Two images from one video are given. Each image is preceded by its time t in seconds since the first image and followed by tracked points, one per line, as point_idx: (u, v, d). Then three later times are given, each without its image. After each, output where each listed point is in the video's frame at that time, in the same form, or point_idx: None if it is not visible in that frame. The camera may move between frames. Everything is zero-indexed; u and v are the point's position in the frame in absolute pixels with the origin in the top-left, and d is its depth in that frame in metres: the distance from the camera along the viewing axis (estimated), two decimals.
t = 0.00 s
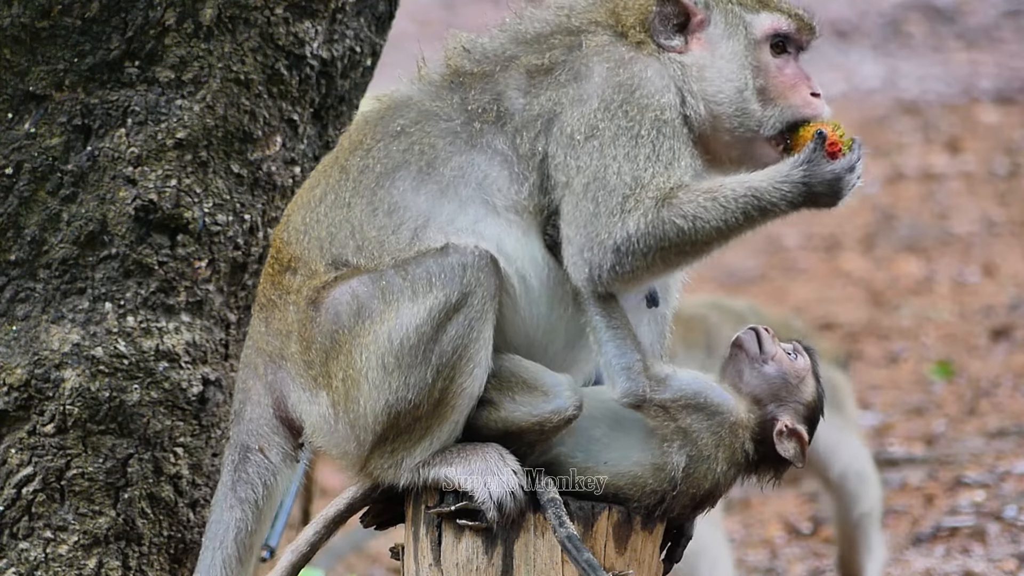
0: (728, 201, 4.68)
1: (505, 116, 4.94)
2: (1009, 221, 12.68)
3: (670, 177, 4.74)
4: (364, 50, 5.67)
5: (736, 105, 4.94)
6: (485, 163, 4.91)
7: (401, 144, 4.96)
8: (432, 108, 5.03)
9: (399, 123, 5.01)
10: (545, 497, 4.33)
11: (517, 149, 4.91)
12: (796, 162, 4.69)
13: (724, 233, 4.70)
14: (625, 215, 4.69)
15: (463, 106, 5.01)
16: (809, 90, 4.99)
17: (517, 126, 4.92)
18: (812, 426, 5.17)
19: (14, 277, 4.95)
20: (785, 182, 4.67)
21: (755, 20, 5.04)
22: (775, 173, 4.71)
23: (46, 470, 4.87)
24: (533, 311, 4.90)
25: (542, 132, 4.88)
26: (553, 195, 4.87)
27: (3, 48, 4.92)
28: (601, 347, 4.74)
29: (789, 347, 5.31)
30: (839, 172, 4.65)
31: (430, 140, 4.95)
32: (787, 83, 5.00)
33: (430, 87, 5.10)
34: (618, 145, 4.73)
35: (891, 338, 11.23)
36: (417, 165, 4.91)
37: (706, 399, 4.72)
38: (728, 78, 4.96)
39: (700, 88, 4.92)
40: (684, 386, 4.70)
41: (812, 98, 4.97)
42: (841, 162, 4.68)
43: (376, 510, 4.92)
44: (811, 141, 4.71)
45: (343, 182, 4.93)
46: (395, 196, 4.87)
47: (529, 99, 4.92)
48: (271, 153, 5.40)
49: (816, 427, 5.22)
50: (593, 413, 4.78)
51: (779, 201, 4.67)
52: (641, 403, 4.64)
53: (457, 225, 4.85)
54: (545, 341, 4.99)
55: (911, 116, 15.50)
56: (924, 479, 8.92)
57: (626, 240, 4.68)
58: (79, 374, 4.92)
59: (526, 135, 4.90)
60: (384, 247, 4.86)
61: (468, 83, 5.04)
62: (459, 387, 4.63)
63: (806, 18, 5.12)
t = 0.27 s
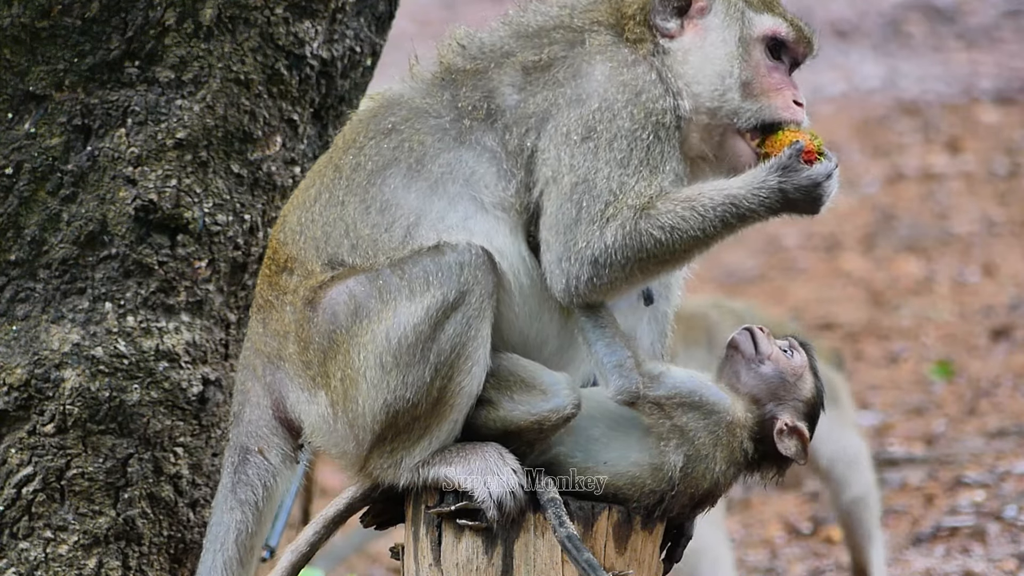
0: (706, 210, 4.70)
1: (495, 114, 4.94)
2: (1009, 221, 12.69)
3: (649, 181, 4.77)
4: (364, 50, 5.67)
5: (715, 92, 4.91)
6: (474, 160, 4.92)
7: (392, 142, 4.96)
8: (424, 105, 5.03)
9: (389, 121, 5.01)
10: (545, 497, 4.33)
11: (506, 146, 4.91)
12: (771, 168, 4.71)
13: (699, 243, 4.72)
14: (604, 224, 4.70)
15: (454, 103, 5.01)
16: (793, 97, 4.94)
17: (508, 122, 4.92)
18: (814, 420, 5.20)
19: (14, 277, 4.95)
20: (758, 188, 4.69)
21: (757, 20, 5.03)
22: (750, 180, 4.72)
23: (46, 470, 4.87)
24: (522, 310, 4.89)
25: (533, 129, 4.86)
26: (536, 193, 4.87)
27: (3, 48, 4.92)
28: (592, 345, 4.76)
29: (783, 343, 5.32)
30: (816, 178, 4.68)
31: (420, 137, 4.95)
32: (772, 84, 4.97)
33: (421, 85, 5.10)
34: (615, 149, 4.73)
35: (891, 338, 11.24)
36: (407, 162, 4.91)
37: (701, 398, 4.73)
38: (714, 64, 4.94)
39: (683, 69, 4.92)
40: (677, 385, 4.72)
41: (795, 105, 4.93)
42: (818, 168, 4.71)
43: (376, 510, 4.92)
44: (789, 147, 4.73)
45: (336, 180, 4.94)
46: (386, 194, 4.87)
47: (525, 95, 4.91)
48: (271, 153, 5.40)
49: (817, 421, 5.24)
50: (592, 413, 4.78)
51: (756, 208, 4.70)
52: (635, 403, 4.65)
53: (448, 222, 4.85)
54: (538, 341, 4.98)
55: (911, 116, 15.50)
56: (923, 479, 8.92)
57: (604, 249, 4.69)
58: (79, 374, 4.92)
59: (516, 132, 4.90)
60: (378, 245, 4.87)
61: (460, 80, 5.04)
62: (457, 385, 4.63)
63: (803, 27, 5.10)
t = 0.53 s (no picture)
0: (709, 211, 4.76)
1: (485, 114, 4.93)
2: (1009, 221, 12.69)
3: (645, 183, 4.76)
4: (364, 50, 5.67)
5: (715, 116, 4.91)
6: (467, 160, 4.91)
7: (385, 143, 4.95)
8: (414, 107, 5.01)
9: (383, 122, 5.00)
10: (545, 497, 4.33)
11: (498, 146, 4.90)
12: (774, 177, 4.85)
13: (705, 245, 4.73)
14: (603, 229, 4.70)
15: (445, 105, 4.99)
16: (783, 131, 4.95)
17: (498, 122, 4.91)
18: (812, 409, 5.24)
19: (14, 277, 4.95)
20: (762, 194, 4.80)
21: (774, 53, 4.94)
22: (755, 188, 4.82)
23: (46, 470, 4.87)
24: (519, 309, 4.87)
25: (520, 129, 4.86)
26: (528, 195, 4.86)
27: (3, 48, 4.93)
28: (587, 345, 4.77)
29: (775, 339, 5.33)
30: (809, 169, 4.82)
31: (413, 138, 4.95)
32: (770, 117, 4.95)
33: (410, 87, 5.08)
34: (595, 148, 4.71)
35: (891, 338, 11.23)
36: (400, 164, 4.91)
37: (700, 399, 4.73)
38: (721, 91, 4.91)
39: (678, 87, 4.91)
40: (676, 386, 4.72)
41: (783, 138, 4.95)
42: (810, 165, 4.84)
43: (376, 510, 4.92)
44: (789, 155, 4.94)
45: (333, 181, 4.94)
46: (381, 195, 4.87)
47: (511, 94, 4.91)
48: (271, 153, 5.40)
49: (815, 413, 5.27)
50: (592, 414, 4.79)
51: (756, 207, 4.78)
52: (632, 404, 4.65)
53: (443, 223, 4.84)
54: (535, 341, 4.98)
55: (911, 116, 15.50)
56: (924, 479, 8.91)
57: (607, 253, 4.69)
58: (79, 374, 4.92)
59: (506, 132, 4.89)
60: (373, 246, 4.87)
61: (448, 83, 5.03)
62: (456, 385, 4.63)
63: (815, 62, 5.02)
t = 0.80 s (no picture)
0: (715, 239, 4.75)
1: (484, 114, 4.93)
2: (1009, 221, 12.69)
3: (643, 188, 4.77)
4: (364, 50, 5.67)
5: (708, 109, 4.92)
6: (467, 161, 4.91)
7: (385, 144, 4.95)
8: (413, 107, 5.01)
9: (381, 123, 5.00)
10: (545, 497, 4.33)
11: (498, 146, 4.90)
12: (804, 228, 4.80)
13: (703, 267, 4.73)
14: (599, 234, 4.71)
15: (444, 105, 4.99)
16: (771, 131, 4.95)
17: (496, 122, 4.91)
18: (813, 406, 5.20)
19: (14, 277, 4.95)
20: (787, 240, 4.75)
21: (761, 44, 4.95)
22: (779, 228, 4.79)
23: (46, 470, 4.88)
24: (519, 308, 4.87)
25: (518, 128, 4.86)
26: (528, 195, 4.86)
27: (3, 48, 4.93)
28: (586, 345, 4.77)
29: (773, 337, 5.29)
30: (839, 245, 4.75)
31: (412, 139, 4.95)
32: (757, 113, 4.96)
33: (410, 87, 5.09)
34: (592, 149, 4.72)
35: (891, 338, 11.24)
36: (400, 165, 4.91)
37: (701, 399, 4.74)
38: (712, 81, 4.92)
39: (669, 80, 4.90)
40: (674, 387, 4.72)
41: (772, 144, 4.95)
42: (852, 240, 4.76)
43: (376, 510, 4.92)
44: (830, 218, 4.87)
45: (331, 182, 4.94)
46: (380, 195, 4.87)
47: (508, 94, 4.91)
48: (271, 152, 5.40)
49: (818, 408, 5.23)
50: (591, 414, 4.78)
51: (773, 252, 4.75)
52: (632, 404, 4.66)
53: (443, 223, 4.84)
54: (535, 341, 4.97)
55: (911, 117, 15.50)
56: (923, 479, 8.91)
57: (603, 262, 4.69)
58: (79, 374, 4.92)
59: (505, 132, 4.88)
60: (373, 246, 4.87)
61: (447, 83, 5.03)
62: (456, 384, 4.63)
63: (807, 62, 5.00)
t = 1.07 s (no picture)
0: (714, 231, 4.74)
1: (484, 115, 4.93)
2: (1009, 221, 12.68)
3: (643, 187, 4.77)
4: (364, 50, 5.67)
5: (709, 120, 4.92)
6: (468, 161, 4.91)
7: (385, 144, 4.95)
8: (414, 107, 5.01)
9: (382, 123, 5.00)
10: (545, 497, 4.33)
11: (498, 147, 4.90)
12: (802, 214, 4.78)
13: (704, 259, 4.73)
14: (599, 232, 4.70)
15: (445, 105, 4.99)
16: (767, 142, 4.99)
17: (497, 123, 4.91)
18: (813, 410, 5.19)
19: (14, 277, 4.95)
20: (785, 229, 4.75)
21: (761, 53, 4.96)
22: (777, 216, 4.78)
23: (46, 470, 4.87)
24: (519, 308, 4.87)
25: (520, 129, 4.86)
26: (528, 195, 4.86)
27: (3, 48, 4.93)
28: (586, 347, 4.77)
29: (777, 341, 5.26)
30: (838, 231, 4.73)
31: (412, 139, 4.95)
32: (755, 121, 4.99)
33: (411, 87, 5.09)
34: (592, 150, 4.72)
35: (891, 338, 11.24)
36: (400, 165, 4.91)
37: (701, 401, 4.74)
38: (714, 90, 4.93)
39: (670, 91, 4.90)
40: (672, 389, 4.74)
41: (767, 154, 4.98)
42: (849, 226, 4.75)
43: (376, 510, 4.92)
44: (825, 203, 4.83)
45: (331, 182, 4.94)
46: (381, 195, 4.87)
47: (509, 94, 4.91)
48: (271, 152, 5.40)
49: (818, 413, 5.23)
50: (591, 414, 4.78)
51: (771, 241, 4.75)
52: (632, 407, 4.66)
53: (443, 224, 4.84)
54: (535, 342, 4.97)
55: (911, 116, 15.50)
56: (923, 479, 8.91)
57: (603, 261, 4.68)
58: (79, 374, 4.92)
59: (506, 132, 4.89)
60: (373, 247, 4.87)
61: (448, 83, 5.02)
62: (456, 384, 4.63)
63: (806, 72, 5.02)
